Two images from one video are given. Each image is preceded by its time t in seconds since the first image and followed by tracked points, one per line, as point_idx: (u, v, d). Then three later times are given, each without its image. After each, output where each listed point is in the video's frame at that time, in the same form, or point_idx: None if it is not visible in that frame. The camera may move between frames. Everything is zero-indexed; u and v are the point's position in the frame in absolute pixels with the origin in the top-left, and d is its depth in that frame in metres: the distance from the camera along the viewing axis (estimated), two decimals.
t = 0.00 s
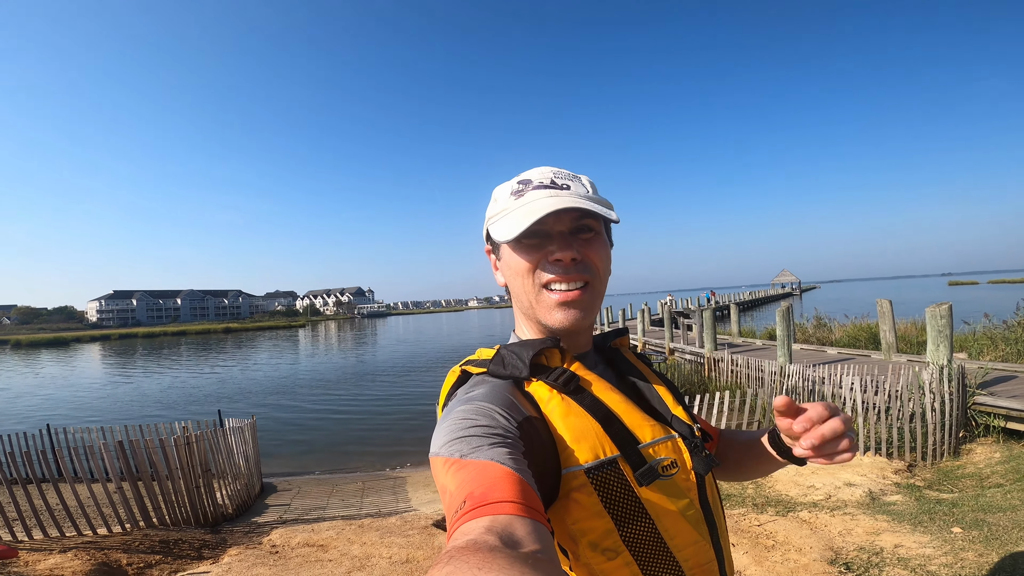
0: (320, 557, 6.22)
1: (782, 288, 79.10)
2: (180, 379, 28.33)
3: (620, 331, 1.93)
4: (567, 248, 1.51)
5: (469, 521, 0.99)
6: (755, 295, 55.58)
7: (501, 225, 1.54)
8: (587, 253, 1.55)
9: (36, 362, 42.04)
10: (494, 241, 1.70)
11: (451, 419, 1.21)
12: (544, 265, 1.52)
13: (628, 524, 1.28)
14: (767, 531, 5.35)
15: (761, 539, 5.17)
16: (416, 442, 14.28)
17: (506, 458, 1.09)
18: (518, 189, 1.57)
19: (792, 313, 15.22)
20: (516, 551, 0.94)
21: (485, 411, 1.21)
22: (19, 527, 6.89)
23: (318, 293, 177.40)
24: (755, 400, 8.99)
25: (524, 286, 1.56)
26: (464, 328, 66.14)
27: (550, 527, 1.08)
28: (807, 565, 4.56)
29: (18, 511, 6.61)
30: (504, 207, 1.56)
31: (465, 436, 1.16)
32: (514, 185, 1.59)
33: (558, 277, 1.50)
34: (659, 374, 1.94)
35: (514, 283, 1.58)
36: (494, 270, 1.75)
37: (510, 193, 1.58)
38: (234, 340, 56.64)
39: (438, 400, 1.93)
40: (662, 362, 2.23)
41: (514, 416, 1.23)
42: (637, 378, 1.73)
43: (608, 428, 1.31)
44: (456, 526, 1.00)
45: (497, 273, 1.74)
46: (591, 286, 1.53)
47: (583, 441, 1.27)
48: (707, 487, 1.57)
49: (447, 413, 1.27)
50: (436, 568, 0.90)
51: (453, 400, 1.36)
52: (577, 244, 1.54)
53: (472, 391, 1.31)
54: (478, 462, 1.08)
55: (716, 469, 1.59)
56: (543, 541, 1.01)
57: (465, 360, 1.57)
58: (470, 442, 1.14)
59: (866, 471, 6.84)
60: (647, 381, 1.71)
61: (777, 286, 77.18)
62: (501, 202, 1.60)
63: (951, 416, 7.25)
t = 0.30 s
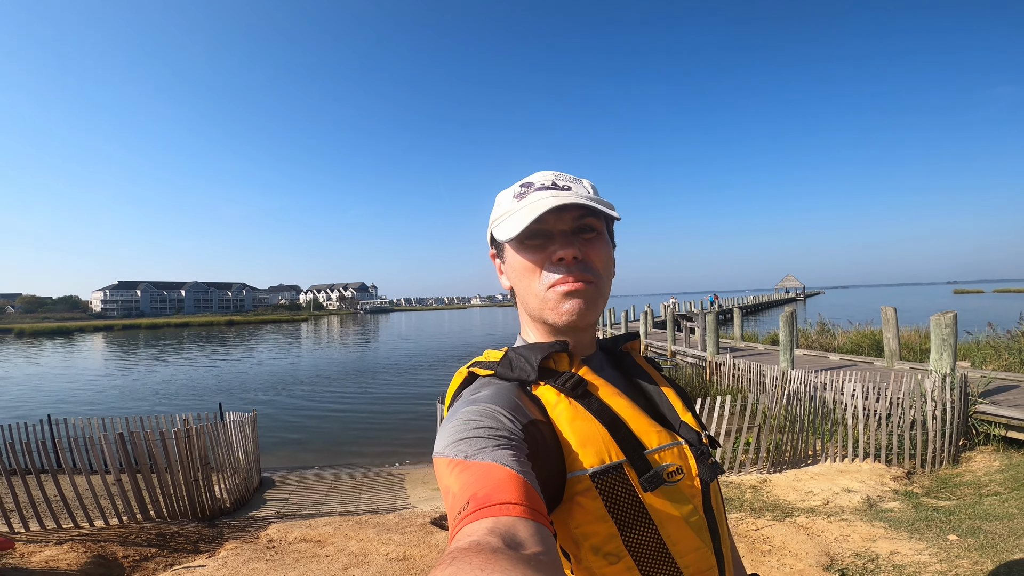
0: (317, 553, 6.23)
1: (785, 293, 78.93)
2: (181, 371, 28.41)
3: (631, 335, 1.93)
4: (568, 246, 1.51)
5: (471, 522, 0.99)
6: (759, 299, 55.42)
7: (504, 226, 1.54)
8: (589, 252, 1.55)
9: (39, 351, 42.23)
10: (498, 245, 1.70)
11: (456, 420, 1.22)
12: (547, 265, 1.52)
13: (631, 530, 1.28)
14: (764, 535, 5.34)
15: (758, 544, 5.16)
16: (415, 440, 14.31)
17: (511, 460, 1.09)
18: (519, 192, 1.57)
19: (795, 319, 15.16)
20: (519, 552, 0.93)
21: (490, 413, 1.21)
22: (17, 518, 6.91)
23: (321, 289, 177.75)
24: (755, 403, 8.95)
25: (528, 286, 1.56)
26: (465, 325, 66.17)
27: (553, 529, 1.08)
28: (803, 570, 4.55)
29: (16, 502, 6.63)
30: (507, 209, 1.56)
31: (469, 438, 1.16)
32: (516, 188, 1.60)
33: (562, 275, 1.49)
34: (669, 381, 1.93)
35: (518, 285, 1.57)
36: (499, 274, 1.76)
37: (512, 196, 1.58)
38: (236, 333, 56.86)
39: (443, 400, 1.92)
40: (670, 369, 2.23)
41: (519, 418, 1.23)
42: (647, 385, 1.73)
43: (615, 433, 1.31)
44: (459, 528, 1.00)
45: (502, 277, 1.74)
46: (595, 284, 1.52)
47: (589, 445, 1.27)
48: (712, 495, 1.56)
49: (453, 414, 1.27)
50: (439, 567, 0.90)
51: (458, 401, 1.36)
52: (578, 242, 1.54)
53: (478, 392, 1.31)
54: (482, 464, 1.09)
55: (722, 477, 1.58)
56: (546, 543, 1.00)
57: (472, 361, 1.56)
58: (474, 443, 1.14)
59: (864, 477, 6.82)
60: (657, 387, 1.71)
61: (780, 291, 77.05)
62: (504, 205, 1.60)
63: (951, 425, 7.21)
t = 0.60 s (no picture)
0: (313, 549, 6.24)
1: (781, 290, 79.22)
2: (176, 366, 28.30)
3: (633, 333, 1.94)
4: (575, 245, 1.51)
5: (473, 521, 0.99)
6: (755, 296, 55.57)
7: (510, 222, 1.54)
8: (595, 251, 1.55)
9: (33, 345, 41.94)
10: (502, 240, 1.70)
11: (458, 419, 1.21)
12: (553, 262, 1.51)
13: (634, 527, 1.28)
14: (759, 533, 5.37)
15: (752, 541, 5.19)
16: (412, 436, 14.32)
17: (513, 458, 1.09)
18: (526, 188, 1.56)
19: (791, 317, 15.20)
20: (521, 551, 0.93)
21: (492, 411, 1.21)
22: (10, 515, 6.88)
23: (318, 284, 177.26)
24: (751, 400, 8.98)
25: (532, 283, 1.56)
26: (462, 321, 66.17)
27: (555, 528, 1.08)
28: (797, 568, 4.57)
29: (9, 498, 6.60)
30: (514, 206, 1.56)
31: (471, 436, 1.16)
32: (524, 185, 1.59)
33: (568, 273, 1.49)
34: (671, 378, 1.94)
35: (521, 281, 1.57)
36: (502, 270, 1.75)
37: (518, 193, 1.58)
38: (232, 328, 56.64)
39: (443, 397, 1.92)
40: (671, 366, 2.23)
41: (521, 417, 1.23)
42: (650, 382, 1.73)
43: (618, 431, 1.31)
44: (459, 526, 1.00)
45: (505, 273, 1.74)
46: (601, 283, 1.52)
47: (592, 443, 1.27)
48: (713, 492, 1.57)
49: (454, 412, 1.27)
50: (441, 566, 0.90)
51: (460, 400, 1.36)
52: (585, 241, 1.54)
53: (480, 389, 1.31)
54: (483, 462, 1.09)
55: (723, 474, 1.59)
56: (548, 542, 1.00)
57: (474, 358, 1.55)
58: (476, 441, 1.14)
59: (858, 475, 6.86)
60: (659, 385, 1.71)
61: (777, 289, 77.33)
62: (509, 201, 1.60)
63: (945, 423, 7.27)
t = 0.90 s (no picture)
0: (315, 548, 6.25)
1: (785, 290, 78.98)
2: (180, 365, 28.40)
3: (631, 331, 1.93)
4: (575, 244, 1.51)
5: (472, 519, 0.98)
6: (758, 296, 55.40)
7: (509, 221, 1.53)
8: (594, 250, 1.54)
9: (38, 343, 42.13)
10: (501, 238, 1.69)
11: (456, 418, 1.21)
12: (552, 261, 1.51)
13: (632, 524, 1.27)
14: (762, 533, 5.35)
15: (755, 541, 5.18)
16: (414, 435, 14.33)
17: (511, 457, 1.08)
18: (525, 187, 1.56)
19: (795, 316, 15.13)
20: (519, 550, 0.92)
21: (490, 409, 1.21)
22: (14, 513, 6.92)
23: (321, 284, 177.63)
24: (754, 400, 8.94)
25: (531, 282, 1.55)
26: (465, 321, 66.18)
27: (553, 526, 1.07)
28: (800, 568, 4.55)
29: (13, 496, 6.63)
30: (513, 204, 1.55)
31: (469, 435, 1.15)
32: (522, 183, 1.58)
33: (567, 273, 1.48)
34: (669, 377, 1.93)
35: (521, 280, 1.56)
36: (500, 269, 1.74)
37: (517, 191, 1.57)
38: (236, 326, 56.78)
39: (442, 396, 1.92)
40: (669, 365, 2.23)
41: (519, 415, 1.22)
42: (648, 380, 1.73)
43: (616, 429, 1.30)
44: (459, 524, 1.00)
45: (503, 271, 1.73)
46: (600, 283, 1.52)
47: (589, 441, 1.26)
48: (712, 490, 1.56)
49: (452, 412, 1.26)
50: (439, 565, 0.89)
51: (458, 398, 1.35)
52: (584, 240, 1.53)
53: (478, 388, 1.30)
54: (482, 461, 1.08)
55: (722, 472, 1.58)
56: (547, 540, 0.99)
57: (472, 357, 1.55)
58: (473, 440, 1.14)
59: (862, 476, 6.82)
60: (657, 383, 1.71)
61: (781, 289, 77.11)
62: (508, 199, 1.59)
63: (950, 424, 7.22)
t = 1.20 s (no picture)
0: (316, 546, 6.26)
1: (787, 288, 78.89)
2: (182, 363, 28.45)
3: (633, 332, 1.93)
4: (575, 243, 1.50)
5: (473, 519, 0.98)
6: (761, 294, 55.28)
7: (509, 220, 1.53)
8: (594, 250, 1.54)
9: (42, 341, 42.26)
10: (501, 239, 1.69)
11: (457, 418, 1.21)
12: (552, 261, 1.50)
13: (632, 526, 1.27)
14: (763, 532, 5.35)
15: (757, 540, 5.17)
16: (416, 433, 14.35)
17: (512, 457, 1.09)
18: (524, 187, 1.56)
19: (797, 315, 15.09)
20: (520, 550, 0.92)
21: (492, 410, 1.21)
22: (18, 510, 6.94)
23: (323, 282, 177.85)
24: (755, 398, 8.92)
25: (531, 282, 1.55)
26: (466, 318, 66.12)
27: (554, 527, 1.07)
28: (802, 567, 4.55)
29: (17, 494, 6.66)
30: (512, 203, 1.55)
31: (469, 435, 1.15)
32: (521, 183, 1.58)
33: (566, 271, 1.48)
34: (670, 379, 1.93)
35: (522, 281, 1.56)
36: (501, 269, 1.74)
37: (516, 191, 1.57)
38: (237, 324, 56.86)
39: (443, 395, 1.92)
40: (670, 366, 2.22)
41: (520, 415, 1.22)
42: (648, 381, 1.72)
43: (617, 430, 1.31)
44: (460, 525, 1.00)
45: (503, 272, 1.73)
46: (600, 282, 1.52)
47: (590, 442, 1.26)
48: (713, 492, 1.56)
49: (453, 412, 1.26)
50: (439, 564, 0.89)
51: (459, 397, 1.35)
52: (584, 240, 1.53)
53: (479, 388, 1.30)
54: (483, 460, 1.08)
55: (722, 474, 1.58)
56: (547, 540, 0.99)
57: (473, 357, 1.55)
58: (474, 440, 1.14)
59: (864, 474, 6.82)
60: (657, 384, 1.70)
61: (783, 288, 76.96)
62: (507, 199, 1.59)
63: (952, 423, 7.20)
